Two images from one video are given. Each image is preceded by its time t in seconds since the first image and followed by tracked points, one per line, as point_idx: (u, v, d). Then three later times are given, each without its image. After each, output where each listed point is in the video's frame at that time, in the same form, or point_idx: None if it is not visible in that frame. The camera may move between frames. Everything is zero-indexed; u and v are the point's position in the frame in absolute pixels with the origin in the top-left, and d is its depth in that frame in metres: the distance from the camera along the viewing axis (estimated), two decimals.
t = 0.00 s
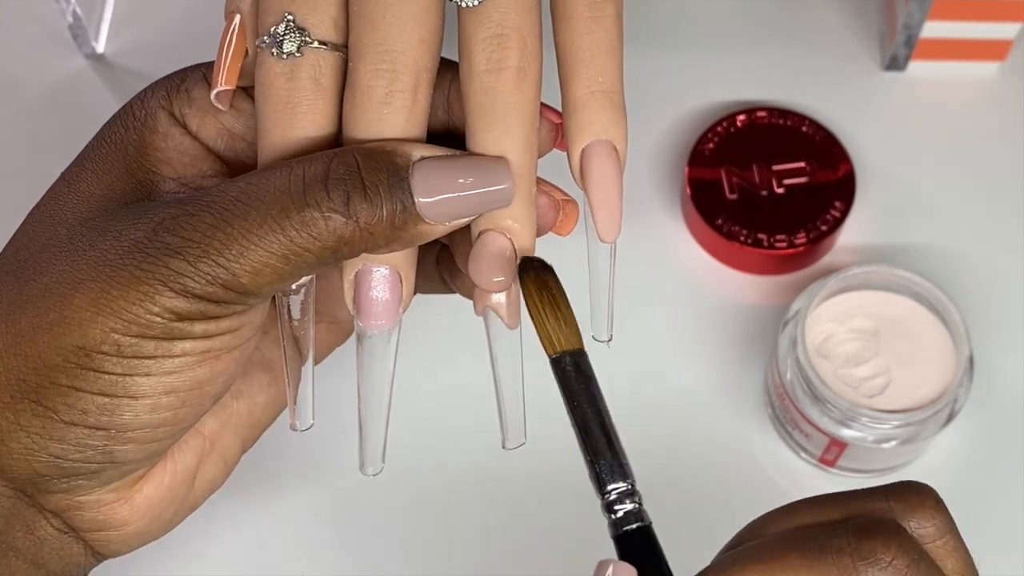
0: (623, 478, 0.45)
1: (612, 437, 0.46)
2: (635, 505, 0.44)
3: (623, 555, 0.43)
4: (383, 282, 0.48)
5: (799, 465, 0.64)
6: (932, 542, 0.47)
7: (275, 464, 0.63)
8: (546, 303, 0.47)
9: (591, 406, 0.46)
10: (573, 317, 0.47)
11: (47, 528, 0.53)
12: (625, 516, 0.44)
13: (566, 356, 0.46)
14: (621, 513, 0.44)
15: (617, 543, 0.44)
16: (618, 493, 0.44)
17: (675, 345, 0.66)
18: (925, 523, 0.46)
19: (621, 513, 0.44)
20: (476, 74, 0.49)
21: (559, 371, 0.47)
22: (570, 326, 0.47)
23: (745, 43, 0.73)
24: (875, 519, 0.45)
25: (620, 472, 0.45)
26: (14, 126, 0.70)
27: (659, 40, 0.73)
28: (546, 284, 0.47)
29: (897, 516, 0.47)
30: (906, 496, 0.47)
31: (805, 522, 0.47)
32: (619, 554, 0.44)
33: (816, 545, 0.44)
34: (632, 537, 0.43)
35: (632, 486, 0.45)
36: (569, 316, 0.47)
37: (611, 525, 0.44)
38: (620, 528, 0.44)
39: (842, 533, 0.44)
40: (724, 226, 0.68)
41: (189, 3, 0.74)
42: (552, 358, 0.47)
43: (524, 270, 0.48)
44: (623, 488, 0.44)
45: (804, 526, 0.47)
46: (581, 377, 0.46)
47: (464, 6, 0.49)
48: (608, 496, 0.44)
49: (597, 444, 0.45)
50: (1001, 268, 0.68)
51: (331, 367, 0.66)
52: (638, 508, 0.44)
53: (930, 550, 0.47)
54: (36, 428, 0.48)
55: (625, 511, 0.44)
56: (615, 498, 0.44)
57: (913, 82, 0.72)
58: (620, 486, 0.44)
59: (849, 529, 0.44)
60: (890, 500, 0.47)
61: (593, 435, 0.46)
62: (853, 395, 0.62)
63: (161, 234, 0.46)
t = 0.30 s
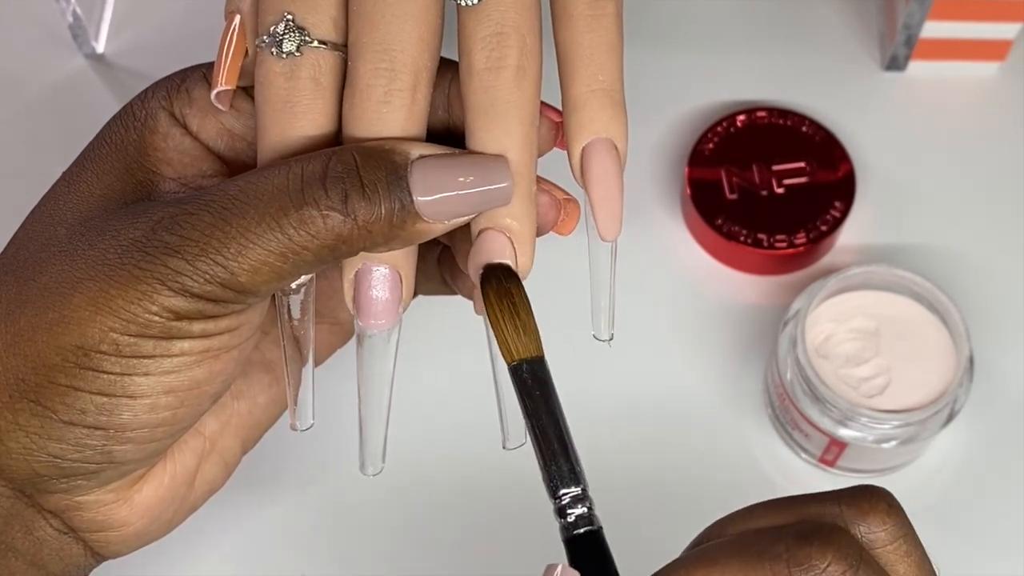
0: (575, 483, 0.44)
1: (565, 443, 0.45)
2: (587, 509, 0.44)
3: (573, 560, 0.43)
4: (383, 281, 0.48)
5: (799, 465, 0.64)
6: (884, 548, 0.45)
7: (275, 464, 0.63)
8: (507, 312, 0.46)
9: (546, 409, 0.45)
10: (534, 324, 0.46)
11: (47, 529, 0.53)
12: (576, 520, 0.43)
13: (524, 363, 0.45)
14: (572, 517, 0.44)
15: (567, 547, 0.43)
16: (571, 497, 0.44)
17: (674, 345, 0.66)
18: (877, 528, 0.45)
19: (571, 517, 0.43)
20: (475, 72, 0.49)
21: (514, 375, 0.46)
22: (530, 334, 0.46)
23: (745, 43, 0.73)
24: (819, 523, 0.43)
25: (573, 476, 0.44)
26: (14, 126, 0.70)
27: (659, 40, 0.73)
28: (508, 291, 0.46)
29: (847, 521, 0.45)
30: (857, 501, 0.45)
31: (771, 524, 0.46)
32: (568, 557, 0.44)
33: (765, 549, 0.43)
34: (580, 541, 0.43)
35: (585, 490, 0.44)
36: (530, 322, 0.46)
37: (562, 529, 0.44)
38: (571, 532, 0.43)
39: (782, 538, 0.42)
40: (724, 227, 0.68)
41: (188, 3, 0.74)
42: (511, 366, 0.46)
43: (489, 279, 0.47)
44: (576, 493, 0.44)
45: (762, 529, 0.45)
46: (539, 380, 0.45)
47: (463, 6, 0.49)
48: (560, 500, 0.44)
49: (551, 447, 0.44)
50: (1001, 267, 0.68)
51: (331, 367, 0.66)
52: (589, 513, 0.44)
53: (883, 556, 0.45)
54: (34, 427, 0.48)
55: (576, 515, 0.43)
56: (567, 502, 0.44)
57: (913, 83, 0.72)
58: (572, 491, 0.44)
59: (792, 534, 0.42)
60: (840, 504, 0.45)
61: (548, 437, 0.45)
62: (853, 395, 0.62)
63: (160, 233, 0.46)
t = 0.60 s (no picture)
0: (644, 447, 0.44)
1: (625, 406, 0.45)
2: (659, 472, 0.44)
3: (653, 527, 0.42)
4: (382, 280, 0.47)
5: (799, 465, 0.64)
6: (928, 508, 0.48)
7: (275, 464, 0.63)
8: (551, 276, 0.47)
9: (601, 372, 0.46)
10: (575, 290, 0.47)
11: (46, 529, 0.53)
12: (650, 484, 0.43)
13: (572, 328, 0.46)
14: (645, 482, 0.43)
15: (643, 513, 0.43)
16: (642, 461, 0.43)
17: (675, 344, 0.66)
18: (920, 489, 0.48)
19: (645, 482, 0.43)
20: (474, 71, 0.49)
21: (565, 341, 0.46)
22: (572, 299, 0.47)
23: (745, 43, 0.73)
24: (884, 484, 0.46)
25: (641, 441, 0.44)
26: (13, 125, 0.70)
27: (659, 40, 0.73)
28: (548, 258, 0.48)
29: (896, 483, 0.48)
30: (897, 465, 0.49)
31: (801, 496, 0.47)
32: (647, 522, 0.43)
33: (832, 507, 0.45)
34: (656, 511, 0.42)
35: (653, 453, 0.44)
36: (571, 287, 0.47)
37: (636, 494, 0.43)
38: (646, 495, 0.43)
39: (858, 498, 0.45)
40: (724, 227, 0.68)
41: (188, 4, 0.74)
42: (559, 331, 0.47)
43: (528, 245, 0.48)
44: (645, 456, 0.44)
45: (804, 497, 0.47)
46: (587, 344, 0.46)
47: (462, 4, 0.49)
48: (631, 465, 0.44)
49: (613, 414, 0.45)
50: (1001, 267, 0.68)
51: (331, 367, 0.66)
52: (661, 475, 0.43)
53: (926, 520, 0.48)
54: (33, 427, 0.48)
55: (650, 479, 0.43)
56: (638, 467, 0.43)
57: (913, 83, 0.72)
58: (642, 455, 0.44)
59: (868, 493, 0.45)
60: (883, 470, 0.48)
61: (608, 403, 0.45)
62: (853, 395, 0.61)
63: (158, 232, 0.46)
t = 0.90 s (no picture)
0: (677, 420, 0.43)
1: (655, 383, 0.44)
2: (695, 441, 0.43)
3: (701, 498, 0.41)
4: (384, 279, 0.47)
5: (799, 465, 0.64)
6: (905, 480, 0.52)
7: (275, 465, 0.63)
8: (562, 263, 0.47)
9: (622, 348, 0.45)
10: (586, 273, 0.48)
11: (47, 531, 0.53)
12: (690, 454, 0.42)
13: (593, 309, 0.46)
14: (683, 452, 0.43)
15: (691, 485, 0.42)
16: (676, 433, 0.43)
17: (676, 344, 0.66)
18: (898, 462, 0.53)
19: (683, 452, 0.43)
20: (475, 70, 0.49)
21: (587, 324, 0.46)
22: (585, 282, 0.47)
23: (745, 43, 0.73)
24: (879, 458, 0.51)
25: (672, 413, 0.43)
26: (14, 126, 0.70)
27: (659, 39, 0.73)
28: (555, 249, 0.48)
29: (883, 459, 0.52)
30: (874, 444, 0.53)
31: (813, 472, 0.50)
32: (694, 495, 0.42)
33: (841, 477, 0.48)
34: (697, 478, 0.42)
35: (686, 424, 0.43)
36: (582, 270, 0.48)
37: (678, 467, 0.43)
38: (689, 466, 0.42)
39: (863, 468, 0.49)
40: (724, 226, 0.67)
41: (188, 3, 0.74)
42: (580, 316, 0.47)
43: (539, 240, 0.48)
44: (679, 428, 0.43)
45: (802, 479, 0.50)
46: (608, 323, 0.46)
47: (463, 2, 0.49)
48: (667, 439, 0.43)
49: (641, 393, 0.44)
50: (1001, 267, 0.68)
51: (331, 367, 0.66)
52: (699, 444, 0.43)
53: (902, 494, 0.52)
54: (36, 429, 0.48)
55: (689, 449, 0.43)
56: (673, 438, 0.43)
57: (913, 83, 0.72)
58: (675, 427, 0.43)
59: (875, 464, 0.50)
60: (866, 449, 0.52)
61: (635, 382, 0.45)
62: (854, 396, 0.62)
63: (161, 234, 0.46)
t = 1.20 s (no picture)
0: (669, 421, 0.43)
1: (648, 385, 0.44)
2: (689, 442, 0.43)
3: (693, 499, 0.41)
4: (384, 279, 0.47)
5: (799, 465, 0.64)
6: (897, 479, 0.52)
7: (274, 465, 0.63)
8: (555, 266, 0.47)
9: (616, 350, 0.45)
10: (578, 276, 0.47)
11: (47, 533, 0.53)
12: (683, 455, 0.42)
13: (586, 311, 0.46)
14: (677, 453, 0.42)
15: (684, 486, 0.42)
16: (669, 435, 0.43)
17: (676, 344, 0.66)
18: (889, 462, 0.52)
19: (676, 454, 0.42)
20: (474, 69, 0.49)
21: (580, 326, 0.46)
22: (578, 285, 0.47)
23: (745, 43, 0.73)
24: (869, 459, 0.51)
25: (665, 415, 0.43)
26: (13, 126, 0.70)
27: (659, 39, 0.73)
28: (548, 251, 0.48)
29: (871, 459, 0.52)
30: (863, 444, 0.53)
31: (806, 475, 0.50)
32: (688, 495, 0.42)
33: (832, 478, 0.48)
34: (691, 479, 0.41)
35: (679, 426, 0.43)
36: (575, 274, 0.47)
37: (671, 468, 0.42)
38: (682, 466, 0.42)
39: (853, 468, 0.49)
40: (724, 227, 0.67)
41: (188, 3, 0.74)
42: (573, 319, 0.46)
43: (532, 244, 0.48)
44: (672, 430, 0.43)
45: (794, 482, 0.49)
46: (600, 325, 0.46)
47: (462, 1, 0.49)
48: (660, 441, 0.43)
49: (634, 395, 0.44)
50: (1001, 266, 0.68)
51: (330, 367, 0.66)
52: (692, 445, 0.42)
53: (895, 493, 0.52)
54: (37, 430, 0.48)
55: (682, 450, 0.42)
56: (667, 441, 0.43)
57: (913, 83, 0.72)
58: (668, 429, 0.43)
59: (867, 466, 0.49)
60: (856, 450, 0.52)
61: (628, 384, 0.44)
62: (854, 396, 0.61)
63: (162, 235, 0.46)
